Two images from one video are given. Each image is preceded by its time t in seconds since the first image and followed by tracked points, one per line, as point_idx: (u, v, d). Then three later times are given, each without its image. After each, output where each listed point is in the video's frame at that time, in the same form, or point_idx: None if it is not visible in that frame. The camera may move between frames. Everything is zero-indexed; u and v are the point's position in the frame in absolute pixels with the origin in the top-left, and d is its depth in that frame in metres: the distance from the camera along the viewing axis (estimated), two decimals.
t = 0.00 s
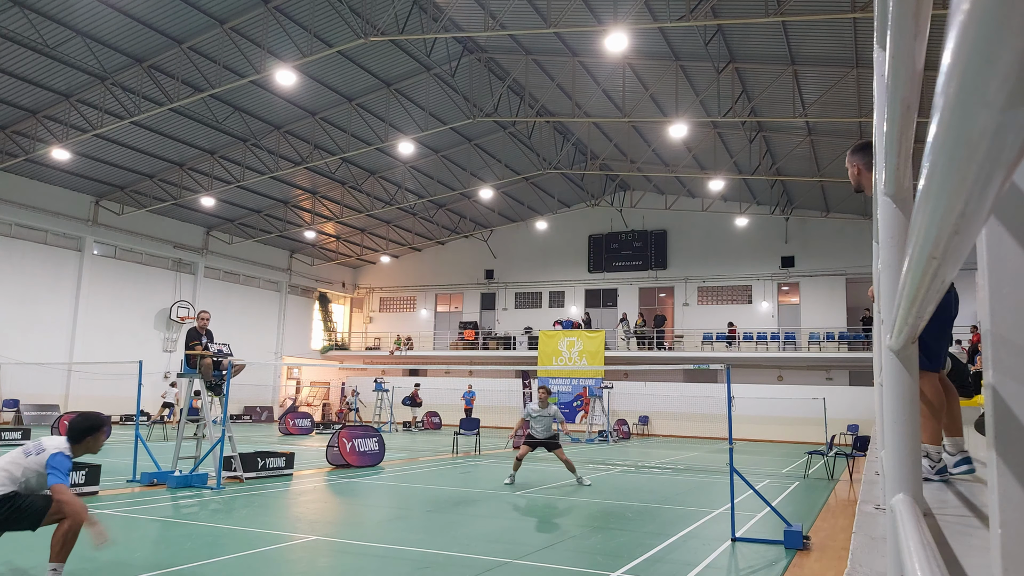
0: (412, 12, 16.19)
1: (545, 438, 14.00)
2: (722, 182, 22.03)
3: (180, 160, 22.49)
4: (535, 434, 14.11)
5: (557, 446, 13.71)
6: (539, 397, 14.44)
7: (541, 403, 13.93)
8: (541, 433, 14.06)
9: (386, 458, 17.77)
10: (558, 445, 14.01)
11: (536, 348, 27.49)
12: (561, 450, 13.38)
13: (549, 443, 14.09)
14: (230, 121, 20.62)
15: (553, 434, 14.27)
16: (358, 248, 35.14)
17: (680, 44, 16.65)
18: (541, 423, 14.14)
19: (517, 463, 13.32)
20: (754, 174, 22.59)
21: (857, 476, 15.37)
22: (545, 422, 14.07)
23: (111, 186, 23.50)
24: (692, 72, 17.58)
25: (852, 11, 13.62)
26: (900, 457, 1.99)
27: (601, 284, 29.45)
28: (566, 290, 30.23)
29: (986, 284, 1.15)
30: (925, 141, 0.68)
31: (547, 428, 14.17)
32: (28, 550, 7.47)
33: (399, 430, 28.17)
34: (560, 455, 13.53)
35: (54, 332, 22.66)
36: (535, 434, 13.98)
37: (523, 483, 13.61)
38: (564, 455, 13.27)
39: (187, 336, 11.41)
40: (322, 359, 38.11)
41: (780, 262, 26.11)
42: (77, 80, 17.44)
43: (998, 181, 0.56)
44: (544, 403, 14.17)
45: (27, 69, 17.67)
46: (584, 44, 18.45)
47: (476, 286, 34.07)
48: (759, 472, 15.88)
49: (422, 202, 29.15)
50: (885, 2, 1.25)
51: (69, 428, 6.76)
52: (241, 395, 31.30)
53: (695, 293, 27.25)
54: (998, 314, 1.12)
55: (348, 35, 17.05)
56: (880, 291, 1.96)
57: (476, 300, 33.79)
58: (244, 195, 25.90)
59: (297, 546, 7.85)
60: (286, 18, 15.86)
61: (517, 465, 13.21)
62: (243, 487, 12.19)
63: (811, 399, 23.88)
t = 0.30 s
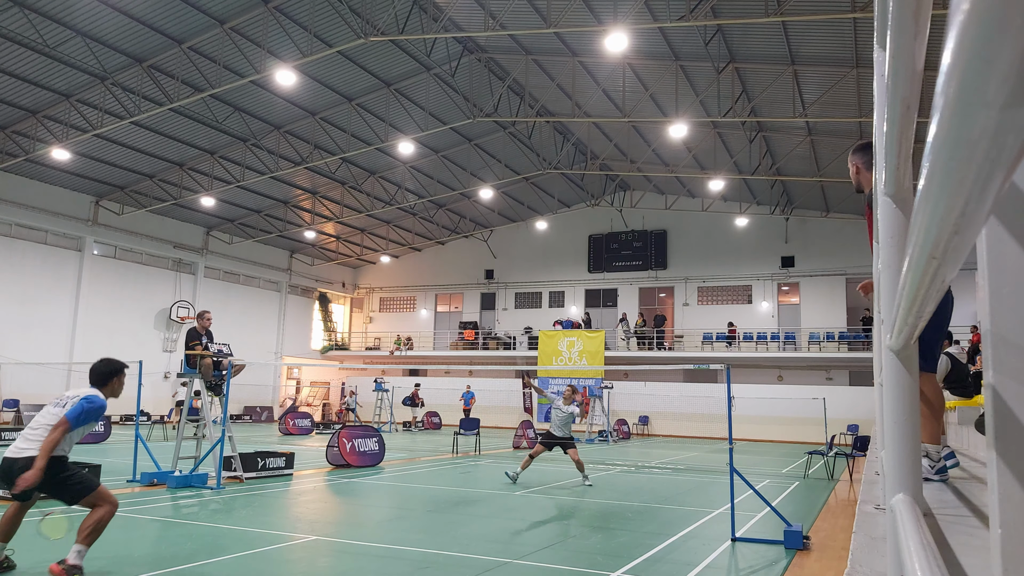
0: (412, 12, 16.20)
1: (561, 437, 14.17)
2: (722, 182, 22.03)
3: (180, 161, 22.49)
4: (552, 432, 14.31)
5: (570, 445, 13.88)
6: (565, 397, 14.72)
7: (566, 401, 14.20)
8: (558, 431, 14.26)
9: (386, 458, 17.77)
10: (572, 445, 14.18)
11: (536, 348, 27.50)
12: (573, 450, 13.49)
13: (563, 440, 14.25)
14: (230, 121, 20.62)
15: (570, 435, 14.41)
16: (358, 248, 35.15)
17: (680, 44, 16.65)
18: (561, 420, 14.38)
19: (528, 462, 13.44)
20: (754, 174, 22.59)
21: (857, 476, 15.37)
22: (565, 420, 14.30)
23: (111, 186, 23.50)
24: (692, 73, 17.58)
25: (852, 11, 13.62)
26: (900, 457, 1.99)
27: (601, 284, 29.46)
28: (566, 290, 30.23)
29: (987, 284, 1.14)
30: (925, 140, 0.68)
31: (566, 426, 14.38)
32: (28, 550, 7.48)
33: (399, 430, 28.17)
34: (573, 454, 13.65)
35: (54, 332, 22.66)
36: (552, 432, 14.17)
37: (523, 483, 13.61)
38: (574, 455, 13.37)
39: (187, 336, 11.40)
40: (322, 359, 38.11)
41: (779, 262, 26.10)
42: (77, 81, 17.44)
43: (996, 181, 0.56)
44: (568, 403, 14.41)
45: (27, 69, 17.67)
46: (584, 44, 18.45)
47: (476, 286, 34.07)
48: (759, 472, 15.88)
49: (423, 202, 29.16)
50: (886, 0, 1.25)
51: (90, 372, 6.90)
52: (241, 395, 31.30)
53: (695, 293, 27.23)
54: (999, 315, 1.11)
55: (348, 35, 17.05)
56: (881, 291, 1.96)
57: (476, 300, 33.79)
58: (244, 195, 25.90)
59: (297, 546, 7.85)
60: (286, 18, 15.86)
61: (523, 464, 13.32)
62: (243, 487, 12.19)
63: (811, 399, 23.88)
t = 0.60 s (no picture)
0: (412, 12, 16.20)
1: (566, 436, 14.44)
2: (722, 182, 22.03)
3: (180, 160, 22.50)
4: (558, 431, 14.55)
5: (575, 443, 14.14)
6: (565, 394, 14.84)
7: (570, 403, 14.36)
8: (564, 430, 14.51)
9: (386, 458, 17.77)
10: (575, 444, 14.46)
11: (536, 348, 27.49)
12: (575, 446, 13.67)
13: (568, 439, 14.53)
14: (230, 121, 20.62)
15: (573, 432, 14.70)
16: (358, 249, 35.16)
17: (680, 44, 16.64)
18: (566, 421, 14.56)
19: (535, 459, 13.69)
20: (754, 174, 22.59)
21: (857, 476, 15.37)
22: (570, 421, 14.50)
23: (111, 186, 23.50)
24: (692, 73, 17.58)
25: (852, 11, 13.62)
26: (899, 457, 2.00)
27: (601, 284, 29.44)
28: (566, 290, 30.22)
29: (987, 285, 1.15)
30: (924, 141, 0.68)
31: (570, 425, 14.61)
32: (29, 549, 7.47)
33: (399, 430, 28.15)
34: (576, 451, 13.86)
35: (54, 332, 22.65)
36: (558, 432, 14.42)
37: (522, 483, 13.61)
38: (576, 451, 13.59)
39: (187, 336, 11.41)
40: (322, 359, 38.11)
41: (780, 262, 26.08)
42: (77, 81, 17.44)
43: (996, 180, 0.56)
44: (570, 402, 14.57)
45: (27, 69, 17.67)
46: (584, 44, 18.45)
47: (476, 286, 34.07)
48: (760, 472, 15.87)
49: (423, 202, 29.17)
50: (886, 2, 1.25)
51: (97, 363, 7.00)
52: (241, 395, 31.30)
53: (695, 293, 27.23)
54: (1000, 316, 1.11)
55: (348, 35, 17.06)
56: (880, 291, 1.96)
57: (476, 300, 33.79)
58: (244, 195, 25.89)
59: (297, 546, 7.85)
60: (287, 18, 15.88)
61: (531, 464, 13.42)
62: (243, 487, 12.19)
63: (811, 399, 23.87)
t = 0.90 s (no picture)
0: (412, 12, 16.20)
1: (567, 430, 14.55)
2: (722, 182, 22.02)
3: (180, 160, 22.51)
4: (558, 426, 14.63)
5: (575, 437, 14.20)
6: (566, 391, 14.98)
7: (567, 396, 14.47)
8: (563, 425, 14.58)
9: (386, 458, 17.77)
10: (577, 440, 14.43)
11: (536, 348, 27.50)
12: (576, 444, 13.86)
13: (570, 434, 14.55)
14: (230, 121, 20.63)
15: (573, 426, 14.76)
16: (358, 249, 35.19)
17: (680, 44, 16.65)
18: (565, 416, 14.63)
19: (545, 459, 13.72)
20: (754, 174, 22.60)
21: (857, 476, 15.37)
22: (569, 415, 14.56)
23: (111, 185, 23.51)
24: (692, 73, 17.58)
25: (852, 11, 13.61)
26: (900, 457, 2.00)
27: (601, 284, 29.46)
28: (566, 290, 30.23)
29: (987, 285, 1.15)
30: (925, 141, 0.68)
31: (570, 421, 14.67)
32: (28, 549, 7.47)
33: (399, 430, 28.16)
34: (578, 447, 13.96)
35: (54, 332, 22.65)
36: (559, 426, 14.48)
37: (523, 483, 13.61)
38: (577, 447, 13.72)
39: (187, 336, 11.40)
40: (322, 359, 38.11)
41: (779, 262, 26.08)
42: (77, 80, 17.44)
43: (997, 181, 0.56)
44: (569, 397, 14.67)
45: (27, 69, 17.66)
46: (584, 44, 18.45)
47: (476, 286, 34.08)
48: (760, 472, 15.88)
49: (423, 202, 29.17)
50: (886, 2, 1.25)
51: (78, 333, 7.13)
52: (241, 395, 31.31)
53: (695, 293, 27.22)
54: (999, 315, 1.12)
55: (348, 35, 17.06)
56: (881, 291, 1.96)
57: (476, 300, 33.80)
58: (244, 195, 25.89)
59: (296, 546, 7.85)
60: (286, 18, 15.88)
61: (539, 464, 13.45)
62: (243, 487, 12.20)
63: (811, 399, 23.87)
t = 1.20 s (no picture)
0: (412, 12, 16.21)
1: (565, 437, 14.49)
2: (722, 182, 22.03)
3: (180, 160, 22.51)
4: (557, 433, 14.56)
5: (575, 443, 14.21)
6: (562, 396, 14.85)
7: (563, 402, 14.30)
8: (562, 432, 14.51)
9: (386, 458, 17.76)
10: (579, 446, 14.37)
11: (536, 348, 27.49)
12: (577, 448, 13.88)
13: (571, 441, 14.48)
14: (230, 121, 20.64)
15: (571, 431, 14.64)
16: (358, 249, 35.21)
17: (680, 44, 16.66)
18: (563, 422, 14.53)
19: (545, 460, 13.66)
20: (754, 174, 22.60)
21: (857, 476, 15.36)
22: (566, 421, 14.46)
23: (111, 186, 23.51)
24: (692, 72, 17.57)
25: (852, 11, 13.63)
26: (900, 457, 1.99)
27: (601, 284, 29.47)
28: (566, 290, 30.23)
29: (987, 285, 1.15)
30: (924, 141, 0.68)
31: (569, 427, 14.57)
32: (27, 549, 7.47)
33: (399, 430, 28.16)
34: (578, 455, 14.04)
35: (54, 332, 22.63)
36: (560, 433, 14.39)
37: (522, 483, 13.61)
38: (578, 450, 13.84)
39: (187, 336, 11.39)
40: (322, 359, 38.12)
41: (779, 262, 26.09)
42: (77, 80, 17.44)
43: (995, 181, 0.56)
44: (565, 403, 14.52)
45: (27, 68, 17.65)
46: (584, 44, 18.46)
47: (476, 286, 34.08)
48: (759, 472, 15.88)
49: (423, 202, 29.17)
50: (886, 3, 1.25)
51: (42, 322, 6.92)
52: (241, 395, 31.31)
53: (695, 293, 27.21)
54: (999, 315, 1.12)
55: (348, 35, 17.06)
56: (881, 290, 1.96)
57: (476, 300, 33.80)
58: (244, 195, 25.88)
59: (296, 546, 7.84)
60: (286, 18, 15.88)
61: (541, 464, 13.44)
62: (243, 487, 12.20)
63: (811, 399, 23.87)
